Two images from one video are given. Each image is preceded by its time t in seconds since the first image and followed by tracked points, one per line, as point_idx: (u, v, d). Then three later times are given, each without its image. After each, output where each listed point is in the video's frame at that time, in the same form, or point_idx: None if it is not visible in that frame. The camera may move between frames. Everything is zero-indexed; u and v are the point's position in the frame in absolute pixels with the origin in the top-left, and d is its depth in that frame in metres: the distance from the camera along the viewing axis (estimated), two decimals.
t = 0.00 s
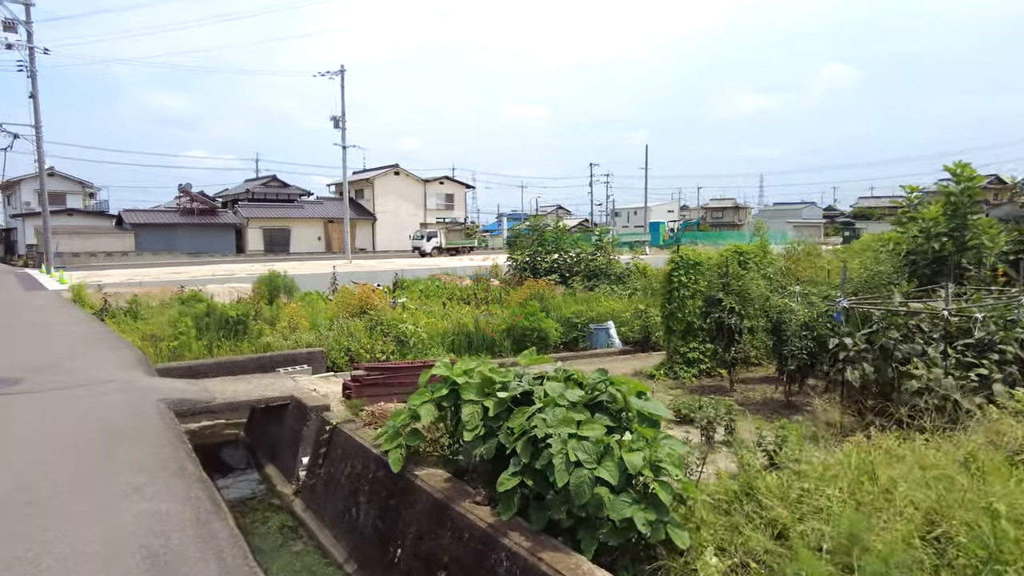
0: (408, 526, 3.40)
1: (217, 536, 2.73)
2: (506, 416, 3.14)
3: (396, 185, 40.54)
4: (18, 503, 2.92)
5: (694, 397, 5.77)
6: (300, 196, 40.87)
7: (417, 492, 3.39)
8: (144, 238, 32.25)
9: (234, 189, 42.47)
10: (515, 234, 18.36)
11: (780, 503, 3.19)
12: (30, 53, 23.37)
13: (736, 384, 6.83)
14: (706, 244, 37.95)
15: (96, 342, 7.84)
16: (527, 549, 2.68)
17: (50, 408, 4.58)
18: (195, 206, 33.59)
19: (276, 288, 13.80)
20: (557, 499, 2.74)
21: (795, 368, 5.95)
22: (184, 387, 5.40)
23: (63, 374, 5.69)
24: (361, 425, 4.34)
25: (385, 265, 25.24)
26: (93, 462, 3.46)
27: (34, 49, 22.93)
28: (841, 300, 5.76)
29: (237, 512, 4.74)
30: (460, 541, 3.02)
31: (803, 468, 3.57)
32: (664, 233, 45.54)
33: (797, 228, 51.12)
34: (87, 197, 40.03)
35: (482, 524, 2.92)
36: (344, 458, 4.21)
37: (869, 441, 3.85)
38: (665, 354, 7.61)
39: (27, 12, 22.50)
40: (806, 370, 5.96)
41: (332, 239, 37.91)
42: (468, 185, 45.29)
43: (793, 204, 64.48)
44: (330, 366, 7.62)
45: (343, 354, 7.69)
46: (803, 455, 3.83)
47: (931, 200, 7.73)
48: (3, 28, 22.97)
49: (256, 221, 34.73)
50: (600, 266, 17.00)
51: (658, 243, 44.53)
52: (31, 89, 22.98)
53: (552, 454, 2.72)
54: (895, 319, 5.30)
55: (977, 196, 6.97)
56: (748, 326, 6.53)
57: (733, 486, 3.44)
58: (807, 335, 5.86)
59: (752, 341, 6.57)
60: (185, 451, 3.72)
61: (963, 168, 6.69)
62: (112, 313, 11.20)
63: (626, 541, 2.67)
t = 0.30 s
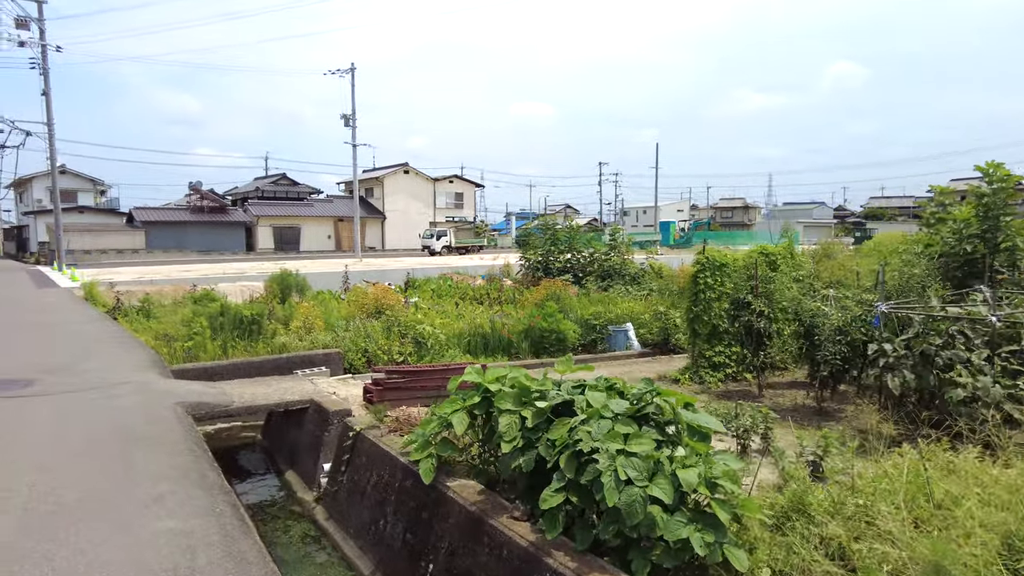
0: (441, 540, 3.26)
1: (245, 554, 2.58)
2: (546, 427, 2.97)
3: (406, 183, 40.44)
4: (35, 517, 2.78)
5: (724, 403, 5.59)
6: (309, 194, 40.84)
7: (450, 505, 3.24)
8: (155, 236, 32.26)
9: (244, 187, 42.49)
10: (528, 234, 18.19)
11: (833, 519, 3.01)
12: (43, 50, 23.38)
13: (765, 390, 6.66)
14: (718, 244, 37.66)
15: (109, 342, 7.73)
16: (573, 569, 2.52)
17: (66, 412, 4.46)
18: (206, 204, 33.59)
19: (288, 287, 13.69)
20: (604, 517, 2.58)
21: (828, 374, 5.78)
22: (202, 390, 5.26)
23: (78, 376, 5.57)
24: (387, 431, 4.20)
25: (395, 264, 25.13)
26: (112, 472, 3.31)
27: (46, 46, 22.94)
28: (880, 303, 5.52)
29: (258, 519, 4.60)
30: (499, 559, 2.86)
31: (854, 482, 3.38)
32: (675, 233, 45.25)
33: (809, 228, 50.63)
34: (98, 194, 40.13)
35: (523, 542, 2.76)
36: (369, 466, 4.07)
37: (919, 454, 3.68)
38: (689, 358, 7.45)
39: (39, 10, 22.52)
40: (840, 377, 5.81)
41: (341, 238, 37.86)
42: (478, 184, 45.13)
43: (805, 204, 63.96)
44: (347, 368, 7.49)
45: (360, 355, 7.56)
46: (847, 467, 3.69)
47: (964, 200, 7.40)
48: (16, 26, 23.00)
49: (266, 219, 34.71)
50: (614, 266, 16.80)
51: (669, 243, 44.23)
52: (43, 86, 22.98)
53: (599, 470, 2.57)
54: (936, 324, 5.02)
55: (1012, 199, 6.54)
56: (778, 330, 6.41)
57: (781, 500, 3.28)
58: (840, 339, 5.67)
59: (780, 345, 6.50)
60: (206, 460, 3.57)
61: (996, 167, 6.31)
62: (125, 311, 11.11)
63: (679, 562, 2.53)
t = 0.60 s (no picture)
0: (484, 558, 3.11)
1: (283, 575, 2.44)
2: (596, 442, 2.81)
3: (425, 187, 40.48)
4: (64, 532, 2.66)
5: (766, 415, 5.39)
6: (330, 198, 41.02)
7: (492, 521, 3.09)
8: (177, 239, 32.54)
9: (265, 191, 42.79)
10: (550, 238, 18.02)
11: (904, 543, 2.81)
12: (71, 56, 23.71)
13: (804, 400, 6.45)
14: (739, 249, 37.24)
15: (135, 346, 7.68)
16: None
17: (93, 418, 4.36)
18: (228, 207, 33.85)
19: (309, 290, 13.65)
20: (664, 540, 2.42)
21: (873, 385, 5.53)
22: (230, 395, 5.16)
23: (104, 380, 5.49)
24: (422, 442, 4.07)
25: (416, 268, 25.06)
26: (141, 483, 3.19)
27: (75, 51, 23.24)
28: (933, 311, 5.26)
29: (286, 529, 4.47)
30: None
31: (919, 500, 3.16)
32: (696, 237, 44.86)
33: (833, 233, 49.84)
34: (122, 198, 40.66)
35: (574, 564, 2.60)
36: (403, 477, 3.94)
37: (985, 471, 3.44)
38: (724, 366, 7.30)
39: (69, 16, 22.84)
40: (887, 388, 5.57)
41: (361, 241, 37.96)
42: (497, 188, 45.06)
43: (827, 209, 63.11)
44: (373, 373, 7.38)
45: (387, 360, 7.45)
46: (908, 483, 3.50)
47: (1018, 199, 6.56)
48: (45, 32, 23.34)
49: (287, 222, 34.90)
50: (637, 271, 16.56)
51: (689, 248, 43.80)
52: (71, 91, 23.28)
53: (660, 490, 2.41)
54: (996, 334, 4.77)
55: None
56: (820, 338, 6.20)
57: (841, 521, 3.07)
58: (887, 348, 5.43)
59: (820, 354, 6.31)
60: (237, 471, 3.45)
61: None
62: (149, 314, 11.12)
63: None
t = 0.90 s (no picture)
0: None
1: None
2: (625, 464, 2.69)
3: (433, 194, 40.47)
4: (70, 555, 2.56)
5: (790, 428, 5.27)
6: (338, 206, 41.08)
7: (513, 544, 2.97)
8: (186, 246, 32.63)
9: (274, 198, 42.91)
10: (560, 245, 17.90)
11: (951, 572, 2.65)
12: (83, 65, 23.88)
13: (826, 413, 6.31)
14: (749, 256, 37.03)
15: (144, 355, 7.61)
16: None
17: (102, 431, 4.28)
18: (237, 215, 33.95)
19: (319, 298, 13.58)
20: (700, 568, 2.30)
21: (899, 398, 5.37)
22: (241, 408, 5.07)
23: (114, 391, 5.41)
24: (438, 458, 3.96)
25: (425, 275, 24.96)
26: (150, 503, 3.10)
27: (87, 60, 23.37)
28: (962, 322, 5.09)
29: (297, 546, 4.35)
30: None
31: (956, 521, 3.00)
32: (704, 245, 44.64)
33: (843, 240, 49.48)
34: (133, 205, 40.89)
35: None
36: (418, 495, 3.83)
37: None
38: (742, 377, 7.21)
39: (81, 25, 23.00)
40: (913, 400, 5.40)
41: (369, 248, 37.95)
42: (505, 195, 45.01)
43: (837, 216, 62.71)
44: (385, 384, 7.29)
45: (398, 371, 7.36)
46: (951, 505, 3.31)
47: None
48: (58, 41, 23.52)
49: (295, 229, 34.94)
50: (648, 279, 16.40)
51: (698, 254, 43.55)
52: (83, 100, 23.40)
53: (696, 516, 2.29)
54: None
55: None
56: (842, 348, 6.06)
57: (876, 544, 2.92)
58: (912, 360, 5.27)
59: (841, 365, 6.16)
60: (249, 489, 3.34)
61: None
62: (158, 323, 11.06)
63: None
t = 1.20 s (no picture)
0: None
1: None
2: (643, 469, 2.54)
3: (435, 195, 40.35)
4: (54, 569, 2.41)
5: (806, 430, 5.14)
6: (339, 207, 40.97)
7: (523, 553, 2.81)
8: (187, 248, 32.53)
9: (275, 200, 42.81)
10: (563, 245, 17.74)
11: None
12: (83, 66, 23.80)
13: (840, 414, 6.14)
14: (752, 255, 36.87)
15: (142, 357, 7.46)
16: None
17: (94, 435, 4.13)
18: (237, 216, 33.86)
19: (320, 299, 13.44)
20: None
21: (917, 397, 5.21)
22: (239, 410, 4.92)
23: (109, 394, 5.26)
24: (443, 462, 3.82)
25: (427, 276, 24.82)
26: (141, 511, 2.95)
27: (87, 62, 23.27)
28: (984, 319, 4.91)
29: (298, 553, 4.19)
30: None
31: (992, 527, 2.83)
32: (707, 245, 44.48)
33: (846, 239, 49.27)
34: (134, 207, 40.85)
35: None
36: (422, 501, 3.68)
37: None
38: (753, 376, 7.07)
39: (81, 27, 22.90)
40: (931, 400, 5.23)
41: (371, 249, 37.83)
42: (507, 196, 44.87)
43: (839, 215, 62.52)
44: (387, 385, 7.14)
45: (400, 372, 7.21)
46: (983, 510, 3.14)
47: None
48: (58, 43, 23.42)
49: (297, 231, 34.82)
50: (653, 278, 16.24)
51: (701, 254, 43.37)
52: (83, 101, 23.29)
53: (722, 526, 2.15)
54: None
55: None
56: (856, 347, 5.91)
57: (908, 553, 2.75)
58: (931, 359, 5.10)
59: (855, 364, 6.01)
60: (245, 497, 3.20)
61: None
62: (158, 324, 10.92)
63: None
